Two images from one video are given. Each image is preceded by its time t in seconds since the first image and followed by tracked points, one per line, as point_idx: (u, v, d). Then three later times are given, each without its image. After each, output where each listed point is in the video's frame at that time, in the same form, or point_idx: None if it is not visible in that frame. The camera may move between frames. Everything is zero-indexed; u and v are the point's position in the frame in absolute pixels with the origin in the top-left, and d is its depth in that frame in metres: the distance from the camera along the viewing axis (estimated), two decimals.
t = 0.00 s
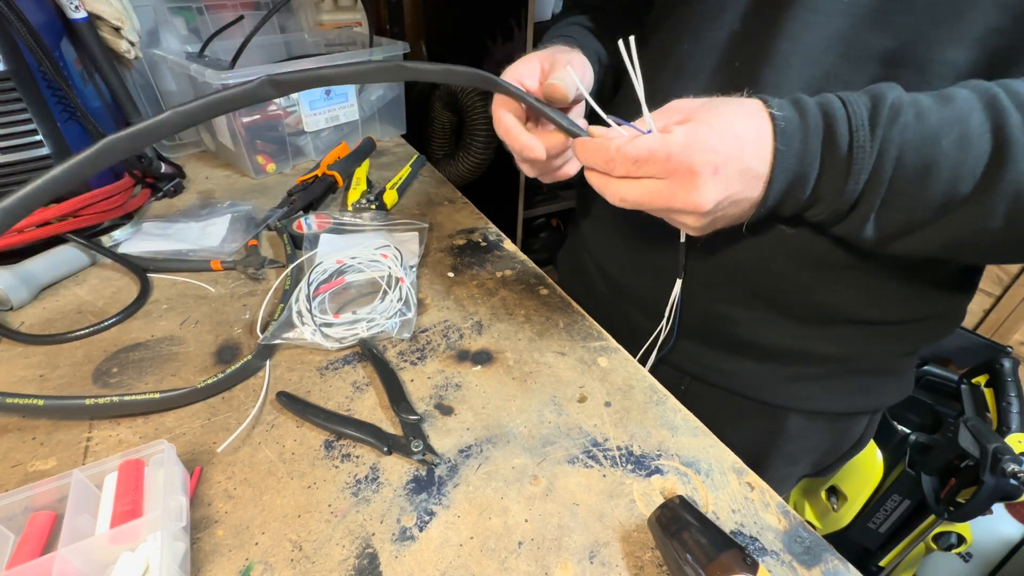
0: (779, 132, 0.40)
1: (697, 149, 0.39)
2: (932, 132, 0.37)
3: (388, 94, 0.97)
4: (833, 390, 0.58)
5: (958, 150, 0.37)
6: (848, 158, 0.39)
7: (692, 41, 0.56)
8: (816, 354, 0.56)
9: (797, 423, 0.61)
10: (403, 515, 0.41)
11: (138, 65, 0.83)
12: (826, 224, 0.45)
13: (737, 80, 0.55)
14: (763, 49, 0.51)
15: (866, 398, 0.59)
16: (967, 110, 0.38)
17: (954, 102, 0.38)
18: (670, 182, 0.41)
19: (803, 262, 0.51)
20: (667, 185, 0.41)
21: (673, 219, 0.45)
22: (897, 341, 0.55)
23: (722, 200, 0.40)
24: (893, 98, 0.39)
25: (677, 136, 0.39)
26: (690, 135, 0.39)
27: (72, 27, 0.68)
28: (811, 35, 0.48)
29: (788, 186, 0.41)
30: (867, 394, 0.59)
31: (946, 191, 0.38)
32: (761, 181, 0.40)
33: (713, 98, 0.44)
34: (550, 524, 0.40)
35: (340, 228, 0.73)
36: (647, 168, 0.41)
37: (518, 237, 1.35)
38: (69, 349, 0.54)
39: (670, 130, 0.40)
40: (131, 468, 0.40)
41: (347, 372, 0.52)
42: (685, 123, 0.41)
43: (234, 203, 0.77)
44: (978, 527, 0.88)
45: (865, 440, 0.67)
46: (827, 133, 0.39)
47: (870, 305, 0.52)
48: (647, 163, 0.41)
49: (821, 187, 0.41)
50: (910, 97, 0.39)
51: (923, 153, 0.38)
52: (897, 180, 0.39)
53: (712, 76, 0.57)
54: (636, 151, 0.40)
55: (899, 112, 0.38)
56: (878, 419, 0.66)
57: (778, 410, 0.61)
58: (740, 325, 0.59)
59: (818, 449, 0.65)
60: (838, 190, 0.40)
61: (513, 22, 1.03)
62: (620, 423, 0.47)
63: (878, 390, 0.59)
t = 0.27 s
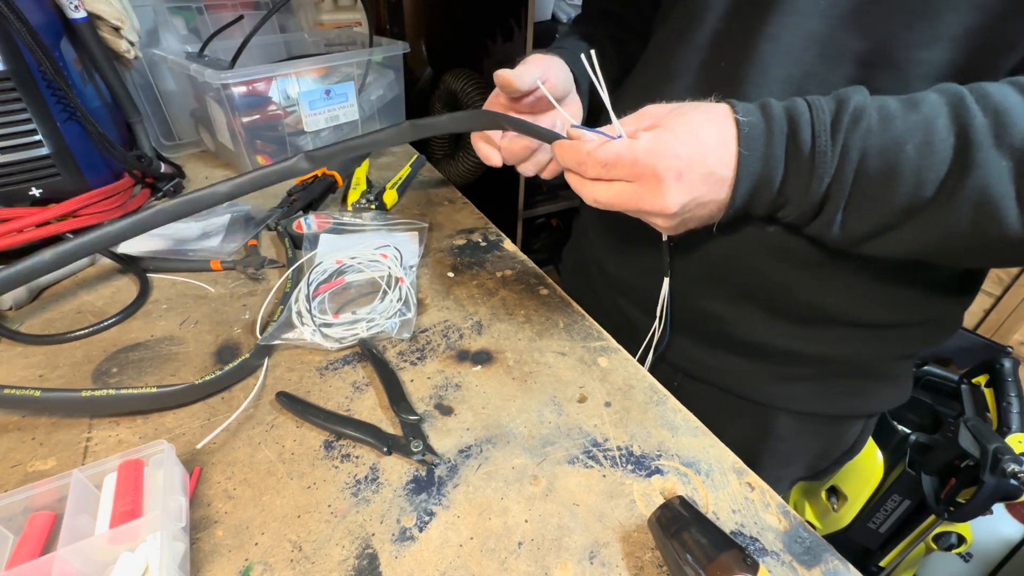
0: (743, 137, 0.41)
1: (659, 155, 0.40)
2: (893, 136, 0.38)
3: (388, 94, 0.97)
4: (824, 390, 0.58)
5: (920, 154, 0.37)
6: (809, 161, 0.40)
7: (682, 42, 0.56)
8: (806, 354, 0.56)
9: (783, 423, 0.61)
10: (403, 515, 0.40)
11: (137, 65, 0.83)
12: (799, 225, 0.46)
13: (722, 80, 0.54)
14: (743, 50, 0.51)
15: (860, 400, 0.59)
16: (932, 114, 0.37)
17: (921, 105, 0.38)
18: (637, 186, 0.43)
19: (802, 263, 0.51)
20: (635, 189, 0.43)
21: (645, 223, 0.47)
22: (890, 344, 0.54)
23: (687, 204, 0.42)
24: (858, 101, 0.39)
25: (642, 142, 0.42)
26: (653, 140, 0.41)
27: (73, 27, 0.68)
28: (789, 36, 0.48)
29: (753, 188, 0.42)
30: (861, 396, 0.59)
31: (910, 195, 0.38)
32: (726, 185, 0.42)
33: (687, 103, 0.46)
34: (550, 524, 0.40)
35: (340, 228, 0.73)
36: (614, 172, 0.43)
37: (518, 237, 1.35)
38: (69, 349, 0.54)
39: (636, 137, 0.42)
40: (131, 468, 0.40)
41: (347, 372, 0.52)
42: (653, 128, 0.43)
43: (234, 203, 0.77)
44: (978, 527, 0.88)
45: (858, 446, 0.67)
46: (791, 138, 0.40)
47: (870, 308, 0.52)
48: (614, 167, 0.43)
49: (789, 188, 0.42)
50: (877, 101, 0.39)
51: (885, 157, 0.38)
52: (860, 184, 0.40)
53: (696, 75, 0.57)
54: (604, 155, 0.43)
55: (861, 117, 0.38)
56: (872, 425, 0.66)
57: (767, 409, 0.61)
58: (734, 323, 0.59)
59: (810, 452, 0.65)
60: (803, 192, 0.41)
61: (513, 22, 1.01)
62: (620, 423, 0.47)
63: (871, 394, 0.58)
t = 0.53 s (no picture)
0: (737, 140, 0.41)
1: (654, 158, 0.40)
2: (889, 139, 0.38)
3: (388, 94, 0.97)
4: (823, 391, 0.58)
5: (915, 156, 0.37)
6: (804, 163, 0.40)
7: (681, 41, 0.56)
8: (806, 354, 0.56)
9: (778, 422, 0.61)
10: (403, 515, 0.40)
11: (137, 65, 0.83)
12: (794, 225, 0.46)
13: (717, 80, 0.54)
14: (741, 50, 0.51)
15: (860, 400, 0.59)
16: (926, 115, 0.38)
17: (916, 107, 0.38)
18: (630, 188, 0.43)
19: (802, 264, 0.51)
20: (629, 191, 0.43)
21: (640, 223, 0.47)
22: (889, 345, 0.54)
23: (680, 206, 0.42)
24: (853, 103, 0.39)
25: (637, 143, 0.41)
26: (648, 143, 0.41)
27: (72, 27, 0.68)
28: (786, 36, 0.48)
29: (746, 190, 0.42)
30: (861, 397, 0.59)
31: (905, 197, 0.38)
32: (720, 187, 0.42)
33: (684, 103, 0.45)
34: (550, 524, 0.40)
35: (340, 228, 0.73)
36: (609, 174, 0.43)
37: (518, 237, 1.35)
38: (69, 349, 0.54)
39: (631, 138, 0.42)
40: (131, 468, 0.40)
41: (347, 372, 0.52)
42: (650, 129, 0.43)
43: (234, 203, 0.77)
44: (978, 527, 0.88)
45: (855, 448, 0.67)
46: (787, 140, 0.40)
47: (870, 308, 0.51)
48: (609, 169, 0.43)
49: (783, 190, 0.42)
50: (872, 103, 0.39)
51: (881, 159, 0.38)
52: (856, 185, 0.40)
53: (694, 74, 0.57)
54: (599, 156, 0.43)
55: (857, 119, 0.38)
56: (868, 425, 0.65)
57: (765, 409, 0.61)
58: (733, 323, 0.58)
59: (805, 452, 0.65)
60: (798, 194, 0.41)
61: (513, 22, 1.02)
62: (620, 423, 0.47)
63: (871, 393, 0.58)
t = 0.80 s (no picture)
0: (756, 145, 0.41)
1: (670, 162, 0.41)
2: (907, 140, 0.38)
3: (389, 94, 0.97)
4: (825, 390, 0.58)
5: (932, 158, 0.38)
6: (823, 167, 0.40)
7: (683, 41, 0.56)
8: (807, 354, 0.56)
9: (783, 422, 0.61)
10: (403, 515, 0.40)
11: (137, 65, 0.83)
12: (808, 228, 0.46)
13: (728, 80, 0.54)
14: (752, 50, 0.51)
15: (862, 399, 0.59)
16: (943, 116, 0.38)
17: (932, 107, 0.38)
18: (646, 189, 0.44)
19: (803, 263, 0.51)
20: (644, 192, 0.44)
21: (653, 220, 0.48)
22: (891, 344, 0.54)
23: (693, 206, 0.43)
24: (872, 105, 0.39)
25: (653, 146, 0.42)
26: (665, 145, 0.41)
27: (73, 27, 0.68)
28: (795, 36, 0.48)
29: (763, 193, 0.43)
30: (863, 396, 0.59)
31: (922, 198, 0.39)
32: (733, 187, 0.43)
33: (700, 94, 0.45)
34: (550, 524, 0.40)
35: (341, 228, 0.73)
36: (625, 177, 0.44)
37: (518, 237, 1.35)
38: (69, 349, 0.54)
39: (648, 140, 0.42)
40: (131, 468, 0.40)
41: (347, 372, 0.52)
42: (664, 129, 0.43)
43: (234, 203, 0.77)
44: (978, 527, 0.88)
45: (857, 444, 0.67)
46: (805, 143, 0.40)
47: (870, 308, 0.52)
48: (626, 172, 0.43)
49: (798, 194, 0.42)
50: (889, 104, 0.39)
51: (898, 162, 0.38)
52: (873, 188, 0.40)
53: (703, 75, 0.57)
54: (615, 165, 0.43)
55: (875, 122, 0.38)
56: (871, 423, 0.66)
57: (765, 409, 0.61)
58: (734, 323, 0.58)
59: (809, 452, 0.65)
60: (814, 197, 0.42)
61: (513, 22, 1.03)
62: (620, 423, 0.47)
63: (874, 392, 0.59)
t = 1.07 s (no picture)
0: (774, 145, 0.41)
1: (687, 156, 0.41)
2: (923, 140, 0.38)
3: (388, 94, 0.97)
4: (827, 389, 0.58)
5: (948, 157, 0.38)
6: (840, 167, 0.40)
7: (685, 42, 0.56)
8: (809, 354, 0.56)
9: (791, 422, 0.61)
10: (404, 514, 0.41)
11: (138, 65, 0.83)
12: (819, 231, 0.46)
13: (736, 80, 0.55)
14: (759, 50, 0.51)
15: (865, 398, 0.59)
16: (957, 114, 0.38)
17: (945, 107, 0.38)
18: (662, 181, 0.44)
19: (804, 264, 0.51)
20: (659, 186, 0.44)
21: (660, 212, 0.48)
22: (895, 343, 0.55)
23: (705, 199, 0.44)
24: (887, 106, 0.39)
25: (674, 139, 0.41)
26: (685, 139, 0.41)
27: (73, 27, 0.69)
28: (802, 36, 0.48)
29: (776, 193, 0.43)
30: (865, 395, 0.59)
31: (938, 198, 0.39)
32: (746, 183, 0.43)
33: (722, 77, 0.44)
34: (550, 524, 0.40)
35: (341, 228, 0.73)
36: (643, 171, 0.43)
37: (518, 237, 1.35)
38: (69, 349, 0.54)
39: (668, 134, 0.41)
40: (131, 467, 0.40)
41: (347, 372, 0.52)
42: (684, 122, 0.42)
43: (235, 203, 0.77)
44: (978, 527, 0.88)
45: (862, 439, 0.67)
46: (821, 144, 0.40)
47: (873, 307, 0.52)
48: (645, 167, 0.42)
49: (812, 195, 0.42)
50: (903, 105, 0.40)
51: (914, 162, 0.39)
52: (889, 188, 0.40)
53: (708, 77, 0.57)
54: (638, 159, 0.42)
55: (892, 122, 0.39)
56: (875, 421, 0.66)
57: (767, 408, 0.61)
58: (736, 324, 0.59)
59: (815, 449, 0.65)
60: (830, 198, 0.42)
61: (513, 22, 1.00)
62: (620, 423, 0.47)
63: (878, 390, 0.59)
